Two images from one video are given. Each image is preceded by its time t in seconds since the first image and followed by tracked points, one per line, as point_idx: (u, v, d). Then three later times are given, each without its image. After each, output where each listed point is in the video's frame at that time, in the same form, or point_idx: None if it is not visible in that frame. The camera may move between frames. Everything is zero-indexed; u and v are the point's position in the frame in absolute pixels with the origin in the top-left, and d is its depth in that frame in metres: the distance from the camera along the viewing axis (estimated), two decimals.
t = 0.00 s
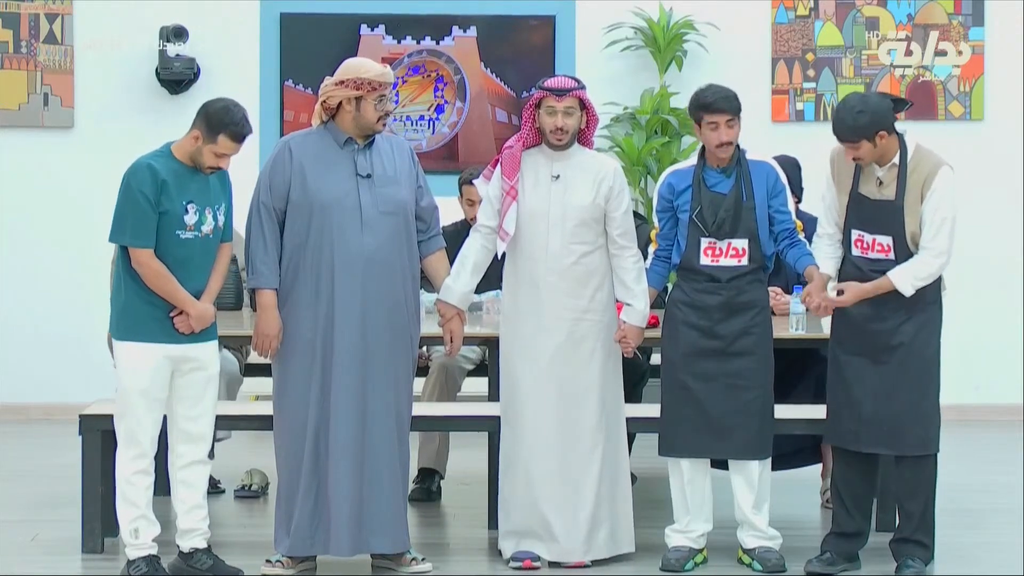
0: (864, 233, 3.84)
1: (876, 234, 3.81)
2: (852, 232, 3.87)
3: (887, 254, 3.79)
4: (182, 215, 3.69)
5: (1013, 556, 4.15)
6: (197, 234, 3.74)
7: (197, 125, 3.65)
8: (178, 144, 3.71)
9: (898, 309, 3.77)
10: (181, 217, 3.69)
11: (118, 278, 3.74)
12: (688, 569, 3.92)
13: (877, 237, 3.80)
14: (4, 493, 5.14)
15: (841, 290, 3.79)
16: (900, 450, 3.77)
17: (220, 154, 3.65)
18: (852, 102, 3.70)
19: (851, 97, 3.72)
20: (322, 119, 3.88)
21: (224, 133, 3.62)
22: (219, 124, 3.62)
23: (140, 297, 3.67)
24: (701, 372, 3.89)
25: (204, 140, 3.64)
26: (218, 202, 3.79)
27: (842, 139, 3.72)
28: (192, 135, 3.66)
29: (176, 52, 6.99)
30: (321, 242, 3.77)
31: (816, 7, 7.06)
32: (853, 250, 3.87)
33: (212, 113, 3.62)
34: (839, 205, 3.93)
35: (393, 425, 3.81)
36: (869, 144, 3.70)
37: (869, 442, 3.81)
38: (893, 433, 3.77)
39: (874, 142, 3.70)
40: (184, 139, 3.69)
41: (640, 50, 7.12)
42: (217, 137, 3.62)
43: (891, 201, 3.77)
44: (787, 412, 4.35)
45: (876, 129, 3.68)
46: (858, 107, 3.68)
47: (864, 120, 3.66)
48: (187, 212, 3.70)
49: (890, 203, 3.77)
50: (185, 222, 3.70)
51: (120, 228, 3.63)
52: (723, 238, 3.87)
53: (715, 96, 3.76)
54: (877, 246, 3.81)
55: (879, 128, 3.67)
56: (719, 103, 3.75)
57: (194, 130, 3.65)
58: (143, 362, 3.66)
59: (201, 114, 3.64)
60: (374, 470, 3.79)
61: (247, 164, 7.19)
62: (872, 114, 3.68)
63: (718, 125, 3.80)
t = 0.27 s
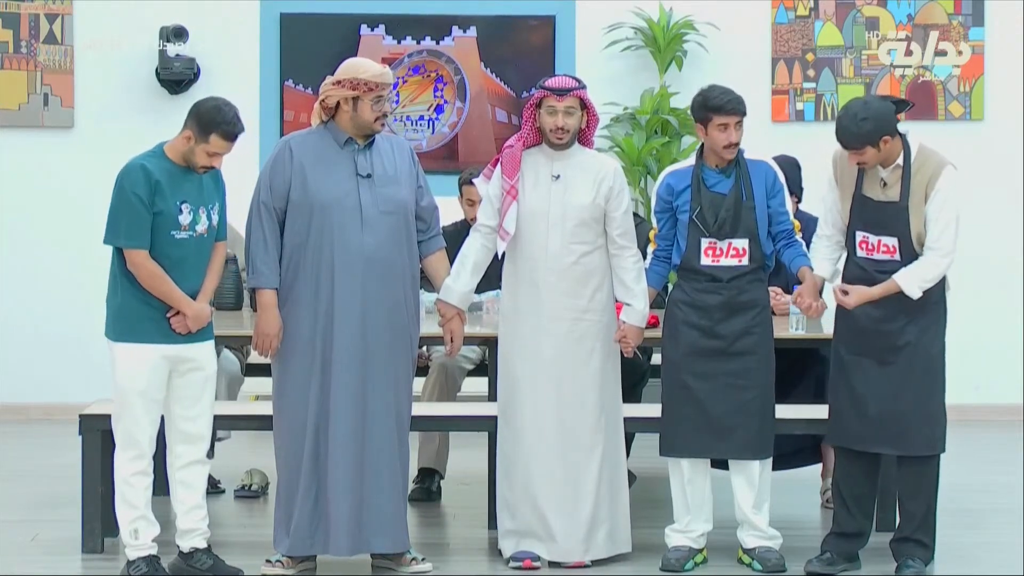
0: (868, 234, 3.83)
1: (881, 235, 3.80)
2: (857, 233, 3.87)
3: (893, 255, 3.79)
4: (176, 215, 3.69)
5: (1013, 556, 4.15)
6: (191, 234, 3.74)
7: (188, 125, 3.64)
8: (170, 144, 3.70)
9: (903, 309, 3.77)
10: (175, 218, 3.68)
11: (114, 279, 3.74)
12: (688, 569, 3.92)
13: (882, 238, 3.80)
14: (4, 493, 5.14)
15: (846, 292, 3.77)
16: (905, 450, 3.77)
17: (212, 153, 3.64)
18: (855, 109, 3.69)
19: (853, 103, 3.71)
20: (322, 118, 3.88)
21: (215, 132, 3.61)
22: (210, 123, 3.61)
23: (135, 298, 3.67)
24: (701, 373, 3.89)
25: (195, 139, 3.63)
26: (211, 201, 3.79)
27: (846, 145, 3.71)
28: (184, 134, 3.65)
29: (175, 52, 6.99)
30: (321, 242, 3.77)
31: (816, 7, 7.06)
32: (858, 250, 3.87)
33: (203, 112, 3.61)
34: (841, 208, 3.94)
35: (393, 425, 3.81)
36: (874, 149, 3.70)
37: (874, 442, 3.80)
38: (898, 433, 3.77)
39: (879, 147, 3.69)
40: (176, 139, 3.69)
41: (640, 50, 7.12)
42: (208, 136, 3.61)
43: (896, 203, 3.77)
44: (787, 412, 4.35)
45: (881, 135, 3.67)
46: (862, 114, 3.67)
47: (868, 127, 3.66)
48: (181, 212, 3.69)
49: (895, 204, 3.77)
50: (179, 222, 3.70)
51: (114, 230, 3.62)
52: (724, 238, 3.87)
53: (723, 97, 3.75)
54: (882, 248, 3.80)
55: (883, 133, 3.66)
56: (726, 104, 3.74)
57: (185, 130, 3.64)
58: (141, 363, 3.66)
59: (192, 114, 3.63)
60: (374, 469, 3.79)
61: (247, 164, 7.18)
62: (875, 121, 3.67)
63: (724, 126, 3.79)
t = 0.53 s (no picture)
0: (868, 233, 3.84)
1: (880, 234, 3.81)
2: (857, 232, 3.87)
3: (892, 254, 3.79)
4: (171, 213, 3.69)
5: (1013, 556, 4.15)
6: (187, 233, 3.74)
7: (177, 123, 3.64)
8: (161, 144, 3.71)
9: (902, 309, 3.77)
10: (170, 217, 3.69)
11: (110, 281, 3.74)
12: (688, 569, 3.92)
13: (881, 237, 3.80)
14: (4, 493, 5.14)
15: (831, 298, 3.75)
16: (905, 450, 3.77)
17: (205, 149, 3.64)
18: (857, 105, 3.68)
19: (856, 99, 3.70)
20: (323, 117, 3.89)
21: (206, 127, 3.61)
22: (199, 118, 3.61)
23: (133, 299, 3.67)
24: (702, 373, 3.89)
25: (186, 137, 3.63)
26: (205, 200, 3.80)
27: (847, 141, 3.71)
28: (174, 133, 3.65)
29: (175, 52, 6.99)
30: (320, 242, 3.77)
31: (816, 7, 7.06)
32: (858, 250, 3.87)
33: (192, 108, 3.61)
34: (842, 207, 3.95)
35: (393, 425, 3.81)
36: (875, 147, 3.69)
37: (874, 442, 3.80)
38: (898, 433, 3.77)
39: (880, 145, 3.69)
40: (167, 138, 3.69)
41: (640, 50, 7.12)
42: (199, 131, 3.61)
43: (895, 202, 3.77)
44: (787, 412, 4.35)
45: (882, 132, 3.67)
46: (863, 110, 3.67)
47: (869, 124, 3.65)
48: (176, 211, 3.70)
49: (894, 204, 3.77)
50: (175, 221, 3.70)
51: (109, 231, 3.62)
52: (724, 239, 3.87)
53: (720, 103, 3.74)
54: (881, 246, 3.81)
55: (884, 132, 3.66)
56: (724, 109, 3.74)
57: (175, 129, 3.64)
58: (142, 364, 3.66)
59: (181, 112, 3.63)
60: (374, 469, 3.79)
61: (247, 164, 7.19)
62: (877, 118, 3.66)
63: (718, 133, 3.81)
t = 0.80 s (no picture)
0: (861, 235, 3.85)
1: (871, 236, 3.81)
2: (850, 234, 3.88)
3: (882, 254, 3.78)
4: (168, 212, 3.69)
5: (1013, 556, 4.16)
6: (184, 232, 3.75)
7: (170, 121, 3.65)
8: (153, 144, 3.71)
9: (900, 309, 3.77)
10: (168, 216, 3.69)
11: (108, 282, 3.74)
12: (688, 569, 3.92)
13: (872, 239, 3.81)
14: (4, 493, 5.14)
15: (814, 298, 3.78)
16: (905, 450, 3.77)
17: (198, 145, 3.64)
18: (847, 104, 3.73)
19: (850, 99, 3.74)
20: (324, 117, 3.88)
21: (198, 123, 3.62)
22: (191, 114, 3.62)
23: (133, 299, 3.67)
24: (703, 373, 3.89)
25: (180, 134, 3.64)
26: (200, 198, 3.80)
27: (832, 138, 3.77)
28: (167, 132, 3.66)
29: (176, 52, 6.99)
30: (319, 241, 3.77)
31: (816, 7, 7.06)
32: (852, 251, 3.89)
33: (183, 104, 3.62)
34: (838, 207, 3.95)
35: (392, 425, 3.81)
36: (855, 148, 3.74)
37: (874, 441, 3.81)
38: (898, 433, 3.77)
39: (861, 147, 3.73)
40: (160, 137, 3.69)
41: (640, 50, 7.12)
42: (192, 127, 3.62)
43: (884, 204, 3.78)
44: (787, 412, 4.35)
45: (865, 135, 3.71)
46: (851, 110, 3.72)
47: (854, 124, 3.70)
48: (173, 210, 3.70)
49: (883, 206, 3.77)
50: (172, 220, 3.70)
51: (108, 232, 3.61)
52: (725, 241, 3.87)
53: (722, 107, 3.75)
54: (873, 248, 3.81)
55: (865, 135, 3.70)
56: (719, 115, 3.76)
57: (168, 126, 3.65)
58: (143, 364, 3.66)
59: (173, 109, 3.64)
60: (373, 470, 3.79)
61: (247, 164, 7.18)
62: (864, 118, 3.70)
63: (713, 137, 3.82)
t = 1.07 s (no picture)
0: (856, 234, 3.85)
1: (866, 234, 3.82)
2: (846, 233, 3.89)
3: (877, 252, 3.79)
4: (168, 212, 3.69)
5: (1013, 556, 4.15)
6: (183, 231, 3.75)
7: (168, 121, 3.64)
8: (152, 145, 3.71)
9: (897, 308, 3.77)
10: (167, 216, 3.69)
11: (108, 282, 3.73)
12: (688, 569, 3.92)
13: (868, 237, 3.81)
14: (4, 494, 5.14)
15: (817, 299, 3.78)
16: (903, 449, 3.77)
17: (196, 144, 3.64)
18: (839, 98, 3.74)
19: (841, 93, 3.76)
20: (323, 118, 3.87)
21: (196, 123, 3.62)
22: (190, 114, 3.62)
23: (133, 300, 3.67)
24: (703, 373, 3.89)
25: (178, 134, 3.64)
26: (199, 198, 3.80)
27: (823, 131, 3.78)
28: (165, 132, 3.66)
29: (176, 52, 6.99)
30: (318, 241, 3.77)
31: (816, 7, 7.06)
32: (847, 250, 3.89)
33: (181, 104, 3.63)
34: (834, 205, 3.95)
35: (392, 425, 3.81)
36: (844, 142, 3.74)
37: (873, 441, 3.81)
38: (897, 432, 3.77)
39: (850, 142, 3.73)
40: (159, 137, 3.69)
41: (640, 50, 7.13)
42: (190, 127, 3.62)
43: (878, 202, 3.78)
44: (787, 412, 4.35)
45: (855, 130, 3.70)
46: (842, 103, 3.72)
47: (843, 117, 3.71)
48: (172, 210, 3.70)
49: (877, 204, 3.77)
50: (171, 220, 3.70)
51: (107, 233, 3.61)
52: (726, 242, 3.87)
53: (719, 109, 3.75)
54: (868, 247, 3.81)
55: (855, 130, 3.70)
56: (716, 119, 3.76)
57: (165, 126, 3.65)
58: (143, 364, 3.66)
59: (171, 110, 3.64)
60: (372, 470, 3.79)
61: (246, 164, 7.18)
62: (854, 113, 3.70)
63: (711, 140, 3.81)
